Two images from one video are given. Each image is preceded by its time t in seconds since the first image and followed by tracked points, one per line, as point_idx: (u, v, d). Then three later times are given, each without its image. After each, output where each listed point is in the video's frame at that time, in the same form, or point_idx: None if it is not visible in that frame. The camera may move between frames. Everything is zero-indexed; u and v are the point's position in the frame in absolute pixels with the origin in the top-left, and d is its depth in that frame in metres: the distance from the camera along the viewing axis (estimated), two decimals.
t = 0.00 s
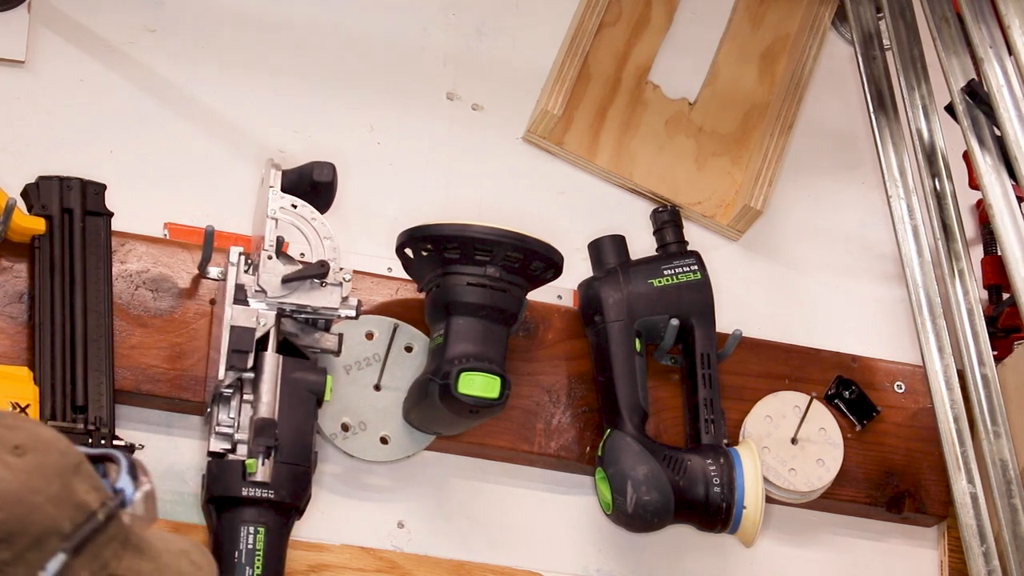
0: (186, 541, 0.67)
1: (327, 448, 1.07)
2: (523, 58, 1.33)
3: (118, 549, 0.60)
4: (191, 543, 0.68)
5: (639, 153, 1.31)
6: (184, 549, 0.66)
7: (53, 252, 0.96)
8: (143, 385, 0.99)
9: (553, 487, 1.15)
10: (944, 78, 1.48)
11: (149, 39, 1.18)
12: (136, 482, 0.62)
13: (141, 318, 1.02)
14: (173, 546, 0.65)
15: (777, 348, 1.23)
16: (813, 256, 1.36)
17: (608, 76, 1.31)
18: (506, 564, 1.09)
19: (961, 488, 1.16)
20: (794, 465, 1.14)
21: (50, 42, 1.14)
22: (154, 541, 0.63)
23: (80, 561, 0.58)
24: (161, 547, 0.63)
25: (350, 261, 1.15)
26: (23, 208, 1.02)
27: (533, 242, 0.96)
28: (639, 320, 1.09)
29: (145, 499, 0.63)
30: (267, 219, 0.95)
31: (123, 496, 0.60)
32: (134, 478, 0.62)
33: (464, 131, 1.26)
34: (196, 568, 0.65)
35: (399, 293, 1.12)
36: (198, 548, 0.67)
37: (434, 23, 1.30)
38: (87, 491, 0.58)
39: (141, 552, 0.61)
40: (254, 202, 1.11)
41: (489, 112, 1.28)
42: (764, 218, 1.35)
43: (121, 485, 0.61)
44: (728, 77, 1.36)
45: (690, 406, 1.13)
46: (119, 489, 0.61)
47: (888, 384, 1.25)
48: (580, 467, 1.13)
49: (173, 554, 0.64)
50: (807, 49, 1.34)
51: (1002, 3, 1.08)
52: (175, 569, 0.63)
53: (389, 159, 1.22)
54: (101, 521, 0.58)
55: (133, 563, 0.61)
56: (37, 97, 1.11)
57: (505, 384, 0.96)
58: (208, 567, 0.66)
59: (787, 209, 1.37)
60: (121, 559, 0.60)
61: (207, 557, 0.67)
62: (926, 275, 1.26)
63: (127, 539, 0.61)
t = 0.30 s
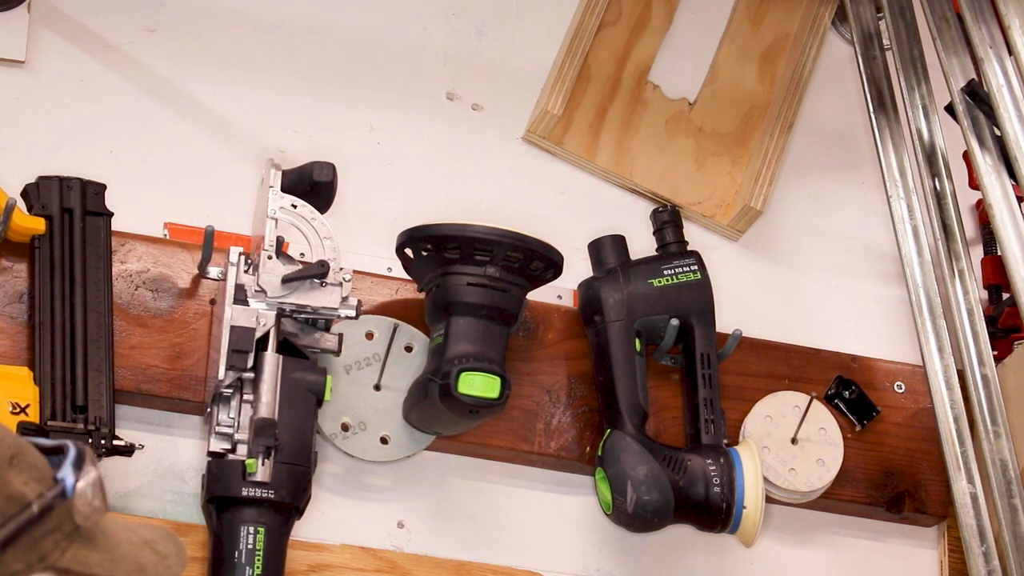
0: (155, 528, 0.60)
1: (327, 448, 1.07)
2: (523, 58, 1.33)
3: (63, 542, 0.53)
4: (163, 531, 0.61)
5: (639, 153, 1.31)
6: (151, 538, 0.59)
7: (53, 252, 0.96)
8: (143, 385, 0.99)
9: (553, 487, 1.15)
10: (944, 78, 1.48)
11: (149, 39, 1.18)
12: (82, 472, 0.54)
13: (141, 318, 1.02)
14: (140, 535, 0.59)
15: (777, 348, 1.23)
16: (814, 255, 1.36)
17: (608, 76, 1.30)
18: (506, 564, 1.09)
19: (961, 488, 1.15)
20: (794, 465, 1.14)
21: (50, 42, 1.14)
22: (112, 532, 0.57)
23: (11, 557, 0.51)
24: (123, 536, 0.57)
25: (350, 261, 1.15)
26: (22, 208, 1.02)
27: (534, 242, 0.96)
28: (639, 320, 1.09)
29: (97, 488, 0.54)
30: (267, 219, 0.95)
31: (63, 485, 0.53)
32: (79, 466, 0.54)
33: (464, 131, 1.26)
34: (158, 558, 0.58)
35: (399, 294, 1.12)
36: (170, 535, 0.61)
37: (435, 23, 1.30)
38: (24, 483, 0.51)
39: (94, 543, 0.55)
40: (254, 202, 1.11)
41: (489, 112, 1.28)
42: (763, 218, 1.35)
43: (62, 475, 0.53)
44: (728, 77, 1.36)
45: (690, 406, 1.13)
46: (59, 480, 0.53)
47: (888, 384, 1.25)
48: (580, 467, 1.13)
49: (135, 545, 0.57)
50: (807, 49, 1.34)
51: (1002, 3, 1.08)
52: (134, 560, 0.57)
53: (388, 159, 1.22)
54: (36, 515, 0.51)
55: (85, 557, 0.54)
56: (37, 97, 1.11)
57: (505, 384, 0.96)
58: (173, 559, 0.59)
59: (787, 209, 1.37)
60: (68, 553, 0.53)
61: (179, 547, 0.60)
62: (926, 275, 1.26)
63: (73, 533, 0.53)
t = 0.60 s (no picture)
0: (149, 481, 0.68)
1: (327, 448, 1.07)
2: (523, 58, 1.33)
3: (48, 497, 0.59)
4: (153, 483, 0.69)
5: (639, 153, 1.31)
6: (140, 491, 0.67)
7: (53, 253, 0.96)
8: (143, 385, 0.99)
9: (553, 487, 1.15)
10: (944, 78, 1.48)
11: (149, 39, 1.18)
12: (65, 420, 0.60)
13: (141, 318, 1.02)
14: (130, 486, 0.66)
15: (777, 348, 1.23)
16: (814, 255, 1.36)
17: (608, 76, 1.30)
18: (506, 565, 1.09)
19: (961, 488, 1.15)
20: (794, 465, 1.14)
21: (50, 42, 1.14)
22: (100, 485, 0.64)
23: None
24: (110, 490, 0.65)
25: (350, 261, 1.15)
26: (22, 208, 1.02)
27: (533, 242, 0.96)
28: (639, 320, 1.09)
29: (73, 437, 0.60)
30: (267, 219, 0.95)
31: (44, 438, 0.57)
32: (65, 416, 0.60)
33: (464, 131, 1.26)
34: (148, 511, 0.66)
35: (399, 294, 1.12)
36: (159, 487, 0.69)
37: (435, 23, 1.30)
38: (6, 434, 0.56)
39: (76, 497, 0.61)
40: (254, 202, 1.11)
41: (489, 112, 1.28)
42: (763, 218, 1.35)
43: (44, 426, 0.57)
44: (728, 77, 1.36)
45: (690, 406, 1.13)
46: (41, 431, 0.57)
47: (888, 384, 1.25)
48: (580, 467, 1.13)
49: (124, 498, 0.65)
50: (807, 49, 1.34)
51: (1002, 3, 1.08)
52: (122, 514, 0.64)
53: (388, 159, 1.22)
54: (17, 467, 0.56)
55: (71, 510, 0.61)
56: (37, 97, 1.11)
57: (505, 384, 0.96)
58: (163, 511, 0.67)
59: (787, 209, 1.37)
60: (54, 505, 0.60)
61: (167, 500, 0.68)
62: (926, 275, 1.26)
63: (60, 485, 0.60)
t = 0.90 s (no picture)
0: (131, 450, 0.67)
1: (327, 448, 1.07)
2: (523, 58, 1.33)
3: (18, 472, 0.58)
4: (137, 452, 0.67)
5: (639, 153, 1.31)
6: (122, 462, 0.65)
7: (53, 253, 0.96)
8: (143, 385, 0.99)
9: (553, 487, 1.15)
10: (944, 78, 1.48)
11: (149, 39, 1.18)
12: (37, 390, 0.58)
13: (141, 318, 1.02)
14: (114, 457, 0.65)
15: (777, 347, 1.23)
16: (813, 255, 1.36)
17: (608, 75, 1.30)
18: (507, 564, 1.09)
19: (961, 488, 1.15)
20: (794, 465, 1.14)
21: (50, 42, 1.14)
22: (77, 457, 0.63)
23: None
24: (89, 463, 0.64)
25: (350, 261, 1.15)
26: (22, 208, 1.02)
27: (533, 242, 0.96)
28: (639, 320, 1.09)
29: (48, 407, 0.59)
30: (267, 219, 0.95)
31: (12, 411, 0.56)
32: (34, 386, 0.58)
33: (464, 131, 1.26)
34: (129, 484, 0.65)
35: (399, 294, 1.12)
36: (144, 455, 0.67)
37: (434, 23, 1.30)
38: None
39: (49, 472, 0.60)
40: (254, 202, 1.11)
41: (489, 112, 1.28)
42: (763, 218, 1.35)
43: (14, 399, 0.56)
44: (728, 77, 1.36)
45: (690, 406, 1.13)
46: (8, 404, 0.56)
47: (888, 384, 1.25)
48: (580, 467, 1.13)
49: (104, 470, 0.64)
50: (807, 49, 1.34)
51: (1002, 3, 1.08)
52: (101, 486, 0.63)
53: (389, 158, 1.22)
54: None
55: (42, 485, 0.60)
56: (37, 97, 1.11)
57: (505, 383, 0.96)
58: (145, 484, 0.66)
59: (787, 209, 1.37)
60: (25, 480, 0.59)
61: (151, 470, 0.67)
62: (926, 275, 1.26)
63: (32, 459, 0.59)
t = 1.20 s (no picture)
0: (121, 435, 0.71)
1: (327, 448, 1.07)
2: (523, 58, 1.33)
3: None
4: (129, 435, 0.71)
5: (639, 153, 1.31)
6: (110, 446, 0.69)
7: (53, 252, 0.96)
8: (143, 386, 0.99)
9: (553, 487, 1.15)
10: (944, 78, 1.48)
11: (149, 39, 1.18)
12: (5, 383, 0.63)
13: (141, 318, 1.02)
14: (99, 442, 0.69)
15: (777, 348, 1.23)
16: (813, 255, 1.36)
17: (608, 76, 1.30)
18: (506, 564, 1.09)
19: (961, 488, 1.15)
20: (794, 465, 1.14)
21: (49, 42, 1.14)
22: (63, 446, 0.66)
23: None
24: (73, 448, 0.67)
25: (350, 261, 1.15)
26: (22, 208, 1.02)
27: (533, 242, 0.96)
28: (639, 320, 1.09)
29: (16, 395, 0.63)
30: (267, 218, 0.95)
31: None
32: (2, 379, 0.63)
33: (464, 131, 1.26)
34: (117, 466, 0.68)
35: (399, 294, 1.12)
36: (133, 438, 0.72)
37: (434, 23, 1.30)
38: None
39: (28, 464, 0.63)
40: (254, 202, 1.11)
41: (489, 112, 1.28)
42: (763, 218, 1.35)
43: None
44: (728, 77, 1.36)
45: (691, 406, 1.13)
46: None
47: (888, 384, 1.25)
48: (580, 467, 1.13)
49: (90, 454, 0.67)
50: (807, 49, 1.34)
51: (1002, 3, 1.08)
52: (87, 471, 0.66)
53: (388, 159, 1.22)
54: None
55: (22, 476, 0.63)
56: (37, 97, 1.11)
57: (505, 383, 0.96)
58: (134, 465, 0.70)
59: (787, 209, 1.37)
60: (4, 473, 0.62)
61: (140, 453, 0.71)
62: (926, 275, 1.26)
63: (9, 453, 0.62)
